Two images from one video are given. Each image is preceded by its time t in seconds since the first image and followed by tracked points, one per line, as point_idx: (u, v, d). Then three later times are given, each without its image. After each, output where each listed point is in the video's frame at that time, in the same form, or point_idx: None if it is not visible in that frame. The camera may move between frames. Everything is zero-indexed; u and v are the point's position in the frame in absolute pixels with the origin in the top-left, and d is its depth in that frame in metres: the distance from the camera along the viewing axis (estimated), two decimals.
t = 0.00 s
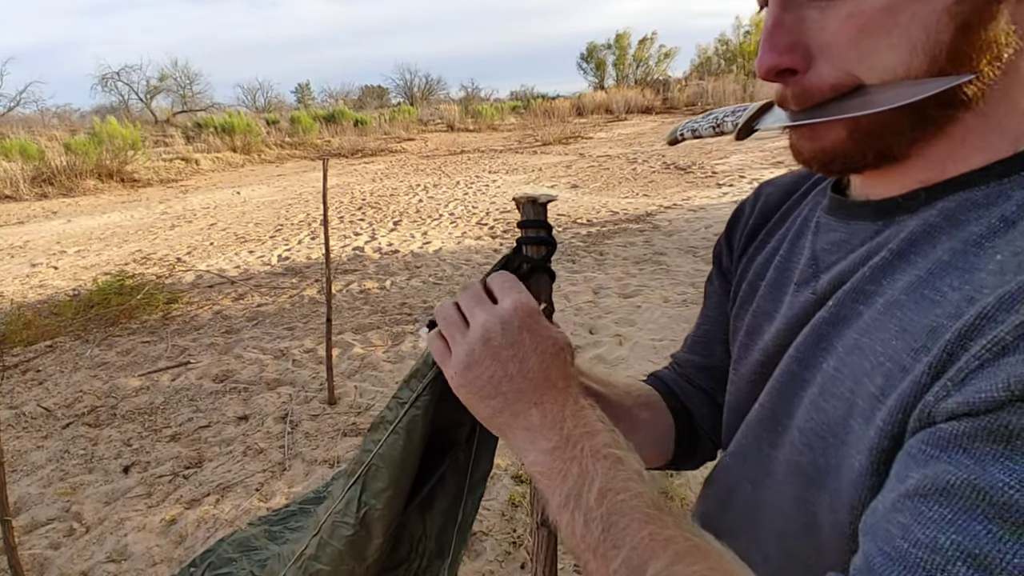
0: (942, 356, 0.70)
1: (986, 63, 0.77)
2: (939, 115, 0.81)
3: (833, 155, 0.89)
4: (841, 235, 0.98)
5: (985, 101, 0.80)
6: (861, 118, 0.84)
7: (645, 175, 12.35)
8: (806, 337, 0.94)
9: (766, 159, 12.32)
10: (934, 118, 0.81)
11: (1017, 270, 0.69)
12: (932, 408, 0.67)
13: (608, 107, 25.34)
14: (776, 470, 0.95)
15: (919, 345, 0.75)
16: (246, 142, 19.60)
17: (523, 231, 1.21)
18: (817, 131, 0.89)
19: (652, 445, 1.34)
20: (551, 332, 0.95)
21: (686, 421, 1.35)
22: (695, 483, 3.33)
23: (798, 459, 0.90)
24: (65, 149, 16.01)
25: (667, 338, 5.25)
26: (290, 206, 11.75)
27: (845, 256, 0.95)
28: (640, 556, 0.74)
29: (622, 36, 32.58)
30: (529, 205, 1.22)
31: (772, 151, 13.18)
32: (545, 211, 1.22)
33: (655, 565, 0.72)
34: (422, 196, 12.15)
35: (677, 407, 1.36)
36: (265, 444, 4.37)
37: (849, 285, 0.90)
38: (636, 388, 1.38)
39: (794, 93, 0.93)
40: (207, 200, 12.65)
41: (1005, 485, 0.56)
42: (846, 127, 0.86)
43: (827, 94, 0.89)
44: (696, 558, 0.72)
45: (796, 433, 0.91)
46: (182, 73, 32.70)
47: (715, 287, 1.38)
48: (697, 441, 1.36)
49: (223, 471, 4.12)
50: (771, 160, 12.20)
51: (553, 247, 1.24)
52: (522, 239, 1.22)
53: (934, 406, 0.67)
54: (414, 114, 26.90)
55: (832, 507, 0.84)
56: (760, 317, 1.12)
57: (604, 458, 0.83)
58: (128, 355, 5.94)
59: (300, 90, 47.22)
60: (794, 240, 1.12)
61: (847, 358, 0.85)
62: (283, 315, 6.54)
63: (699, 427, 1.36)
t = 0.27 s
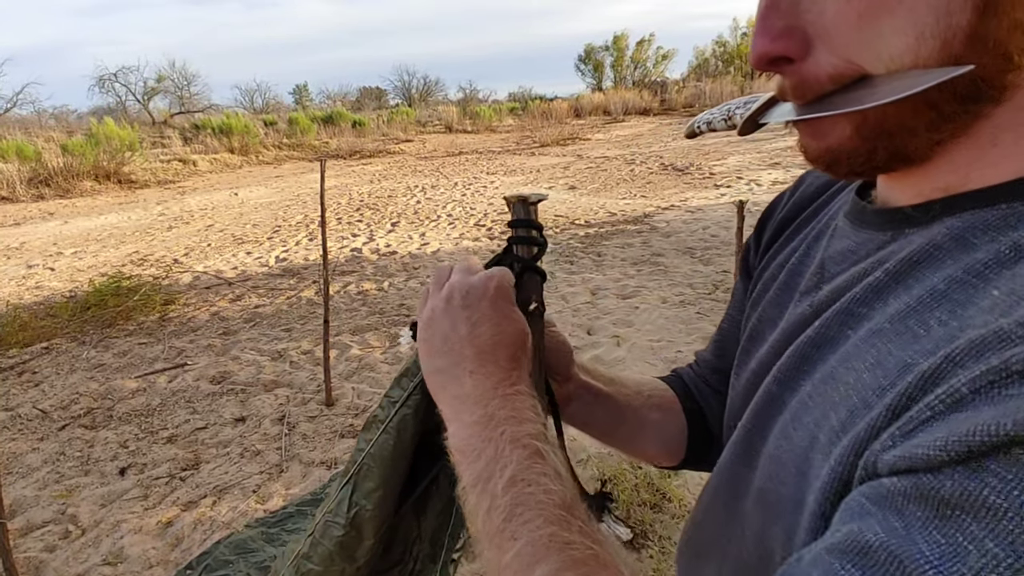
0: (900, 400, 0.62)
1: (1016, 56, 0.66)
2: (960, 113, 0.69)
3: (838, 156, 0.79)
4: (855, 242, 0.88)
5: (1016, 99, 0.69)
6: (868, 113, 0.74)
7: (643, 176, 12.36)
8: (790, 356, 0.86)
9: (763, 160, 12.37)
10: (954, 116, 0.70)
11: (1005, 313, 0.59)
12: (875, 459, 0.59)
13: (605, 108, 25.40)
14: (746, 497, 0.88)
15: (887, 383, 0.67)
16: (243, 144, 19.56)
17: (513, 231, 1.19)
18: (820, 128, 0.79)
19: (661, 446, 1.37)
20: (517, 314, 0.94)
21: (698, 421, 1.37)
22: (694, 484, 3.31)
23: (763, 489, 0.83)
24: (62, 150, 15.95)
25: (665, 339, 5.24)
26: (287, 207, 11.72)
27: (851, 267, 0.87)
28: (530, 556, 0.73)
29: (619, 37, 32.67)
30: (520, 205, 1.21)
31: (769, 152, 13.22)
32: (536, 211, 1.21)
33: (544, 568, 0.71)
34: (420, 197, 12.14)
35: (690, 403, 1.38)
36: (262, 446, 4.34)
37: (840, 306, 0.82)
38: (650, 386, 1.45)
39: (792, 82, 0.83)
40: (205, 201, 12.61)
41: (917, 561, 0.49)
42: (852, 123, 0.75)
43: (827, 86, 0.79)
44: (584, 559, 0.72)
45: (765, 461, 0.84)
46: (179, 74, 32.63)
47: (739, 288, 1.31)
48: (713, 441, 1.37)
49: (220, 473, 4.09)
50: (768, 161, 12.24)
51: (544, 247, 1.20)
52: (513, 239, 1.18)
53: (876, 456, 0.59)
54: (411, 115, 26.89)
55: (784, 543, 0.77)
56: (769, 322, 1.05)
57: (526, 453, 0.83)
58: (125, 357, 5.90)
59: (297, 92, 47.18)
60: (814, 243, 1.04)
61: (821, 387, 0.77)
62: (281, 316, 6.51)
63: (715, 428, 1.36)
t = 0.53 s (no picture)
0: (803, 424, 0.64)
1: (1002, 43, 0.60)
2: (940, 108, 0.64)
3: (821, 155, 0.75)
4: (846, 250, 0.84)
5: (1012, 93, 0.62)
6: (847, 102, 0.70)
7: (641, 176, 12.37)
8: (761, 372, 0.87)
9: (761, 161, 12.39)
10: (937, 110, 0.64)
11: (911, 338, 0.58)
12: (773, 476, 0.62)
13: (604, 109, 25.42)
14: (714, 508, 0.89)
15: (812, 404, 0.68)
16: (242, 143, 19.52)
17: (506, 230, 1.21)
18: (803, 123, 0.75)
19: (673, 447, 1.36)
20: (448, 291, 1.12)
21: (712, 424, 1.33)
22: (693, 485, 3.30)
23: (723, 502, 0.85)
24: (60, 149, 15.88)
25: (664, 339, 5.23)
26: (286, 207, 11.69)
27: (837, 275, 0.83)
28: (368, 491, 0.84)
29: (617, 38, 32.72)
30: (513, 204, 1.21)
31: (767, 153, 13.25)
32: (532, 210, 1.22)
33: (374, 503, 0.82)
34: (418, 198, 12.12)
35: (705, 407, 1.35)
36: (259, 447, 4.32)
37: (808, 321, 0.81)
38: (666, 390, 1.42)
39: (776, 76, 0.79)
40: (202, 201, 12.57)
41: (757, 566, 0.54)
42: (834, 118, 0.72)
43: (808, 79, 0.75)
44: (408, 513, 0.80)
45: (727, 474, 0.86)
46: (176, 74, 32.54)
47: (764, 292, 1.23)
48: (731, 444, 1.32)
49: (217, 474, 4.06)
50: (766, 161, 12.26)
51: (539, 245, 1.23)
52: (506, 239, 1.22)
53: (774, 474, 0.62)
54: (410, 116, 26.88)
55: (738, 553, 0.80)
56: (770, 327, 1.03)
57: (389, 408, 0.95)
58: (122, 357, 5.87)
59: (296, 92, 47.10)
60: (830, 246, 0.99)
61: (774, 405, 0.78)
62: (279, 317, 6.49)
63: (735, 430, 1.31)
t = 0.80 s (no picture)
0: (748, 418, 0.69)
1: (1000, 32, 0.57)
2: (938, 101, 0.63)
3: (824, 154, 0.75)
4: (852, 256, 0.85)
5: (1017, 88, 0.60)
6: (844, 96, 0.70)
7: (642, 177, 12.35)
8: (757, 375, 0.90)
9: (763, 161, 12.36)
10: (932, 107, 0.63)
11: (853, 344, 0.63)
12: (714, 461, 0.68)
13: (605, 109, 25.37)
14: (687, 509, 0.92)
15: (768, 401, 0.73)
16: (242, 143, 19.48)
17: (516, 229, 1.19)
18: (804, 120, 0.76)
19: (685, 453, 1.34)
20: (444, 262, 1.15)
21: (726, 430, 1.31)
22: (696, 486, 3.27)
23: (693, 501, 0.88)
24: (61, 149, 15.85)
25: (666, 340, 5.21)
26: (287, 207, 11.67)
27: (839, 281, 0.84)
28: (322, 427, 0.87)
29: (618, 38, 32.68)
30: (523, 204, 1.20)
31: (768, 153, 13.22)
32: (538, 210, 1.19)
33: (322, 440, 0.85)
34: (420, 198, 12.11)
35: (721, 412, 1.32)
36: (261, 447, 4.30)
37: (795, 327, 0.84)
38: (684, 392, 1.38)
39: (776, 71, 0.76)
40: (204, 201, 12.54)
41: (656, 534, 0.60)
42: (832, 115, 0.72)
43: (806, 75, 0.73)
44: (347, 438, 0.84)
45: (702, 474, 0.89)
46: (177, 75, 32.51)
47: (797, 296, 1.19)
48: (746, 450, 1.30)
49: (219, 474, 4.05)
50: (768, 162, 12.23)
51: (548, 245, 1.22)
52: (514, 239, 1.21)
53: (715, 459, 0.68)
54: (411, 116, 26.85)
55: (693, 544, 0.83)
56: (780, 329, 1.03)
57: (353, 350, 0.97)
58: (124, 357, 5.86)
59: (297, 92, 47.04)
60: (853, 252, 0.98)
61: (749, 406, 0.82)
62: (280, 317, 6.48)
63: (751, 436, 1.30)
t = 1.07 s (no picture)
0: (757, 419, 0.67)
1: (1010, 34, 0.56)
2: (949, 103, 0.62)
3: (840, 157, 0.76)
4: (865, 259, 0.85)
5: None
6: (857, 102, 0.71)
7: (645, 177, 12.34)
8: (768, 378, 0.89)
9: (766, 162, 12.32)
10: (945, 109, 0.63)
11: (864, 343, 0.61)
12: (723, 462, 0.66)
13: (607, 110, 25.34)
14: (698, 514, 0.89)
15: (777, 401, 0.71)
16: (246, 144, 19.52)
17: (516, 230, 1.17)
18: (819, 124, 0.76)
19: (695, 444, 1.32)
20: (460, 272, 1.16)
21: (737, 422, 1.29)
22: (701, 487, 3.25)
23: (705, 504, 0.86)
24: (65, 150, 15.90)
25: (670, 341, 5.20)
26: (290, 207, 11.69)
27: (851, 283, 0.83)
28: (351, 442, 0.87)
29: (622, 39, 32.64)
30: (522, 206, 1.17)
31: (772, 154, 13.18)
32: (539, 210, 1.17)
33: (351, 455, 0.85)
34: (423, 198, 12.11)
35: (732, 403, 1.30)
36: (265, 446, 4.31)
37: (807, 330, 0.83)
38: (696, 385, 1.37)
39: (791, 78, 0.78)
40: (207, 201, 12.57)
41: (670, 533, 0.58)
42: (847, 119, 0.73)
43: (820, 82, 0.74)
44: (377, 452, 0.84)
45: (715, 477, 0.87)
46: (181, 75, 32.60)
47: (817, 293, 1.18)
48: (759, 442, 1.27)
49: (224, 473, 4.06)
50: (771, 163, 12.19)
51: (548, 246, 1.19)
52: (515, 241, 1.19)
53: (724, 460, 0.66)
54: (414, 117, 26.85)
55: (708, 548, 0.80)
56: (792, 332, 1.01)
57: (384, 365, 0.98)
58: (128, 357, 5.87)
59: (300, 93, 47.11)
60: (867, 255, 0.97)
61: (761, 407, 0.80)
62: (284, 317, 6.49)
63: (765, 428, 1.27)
